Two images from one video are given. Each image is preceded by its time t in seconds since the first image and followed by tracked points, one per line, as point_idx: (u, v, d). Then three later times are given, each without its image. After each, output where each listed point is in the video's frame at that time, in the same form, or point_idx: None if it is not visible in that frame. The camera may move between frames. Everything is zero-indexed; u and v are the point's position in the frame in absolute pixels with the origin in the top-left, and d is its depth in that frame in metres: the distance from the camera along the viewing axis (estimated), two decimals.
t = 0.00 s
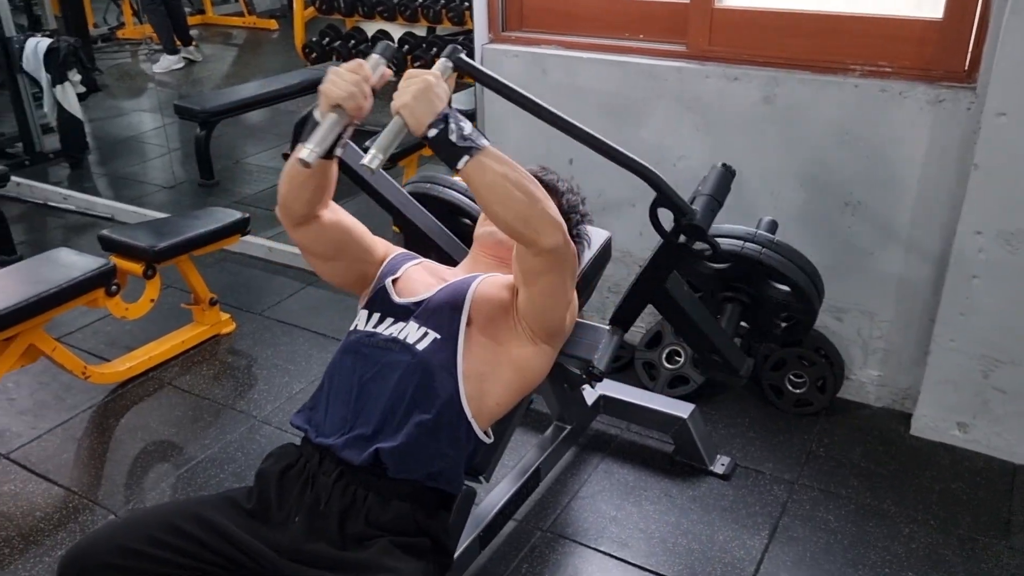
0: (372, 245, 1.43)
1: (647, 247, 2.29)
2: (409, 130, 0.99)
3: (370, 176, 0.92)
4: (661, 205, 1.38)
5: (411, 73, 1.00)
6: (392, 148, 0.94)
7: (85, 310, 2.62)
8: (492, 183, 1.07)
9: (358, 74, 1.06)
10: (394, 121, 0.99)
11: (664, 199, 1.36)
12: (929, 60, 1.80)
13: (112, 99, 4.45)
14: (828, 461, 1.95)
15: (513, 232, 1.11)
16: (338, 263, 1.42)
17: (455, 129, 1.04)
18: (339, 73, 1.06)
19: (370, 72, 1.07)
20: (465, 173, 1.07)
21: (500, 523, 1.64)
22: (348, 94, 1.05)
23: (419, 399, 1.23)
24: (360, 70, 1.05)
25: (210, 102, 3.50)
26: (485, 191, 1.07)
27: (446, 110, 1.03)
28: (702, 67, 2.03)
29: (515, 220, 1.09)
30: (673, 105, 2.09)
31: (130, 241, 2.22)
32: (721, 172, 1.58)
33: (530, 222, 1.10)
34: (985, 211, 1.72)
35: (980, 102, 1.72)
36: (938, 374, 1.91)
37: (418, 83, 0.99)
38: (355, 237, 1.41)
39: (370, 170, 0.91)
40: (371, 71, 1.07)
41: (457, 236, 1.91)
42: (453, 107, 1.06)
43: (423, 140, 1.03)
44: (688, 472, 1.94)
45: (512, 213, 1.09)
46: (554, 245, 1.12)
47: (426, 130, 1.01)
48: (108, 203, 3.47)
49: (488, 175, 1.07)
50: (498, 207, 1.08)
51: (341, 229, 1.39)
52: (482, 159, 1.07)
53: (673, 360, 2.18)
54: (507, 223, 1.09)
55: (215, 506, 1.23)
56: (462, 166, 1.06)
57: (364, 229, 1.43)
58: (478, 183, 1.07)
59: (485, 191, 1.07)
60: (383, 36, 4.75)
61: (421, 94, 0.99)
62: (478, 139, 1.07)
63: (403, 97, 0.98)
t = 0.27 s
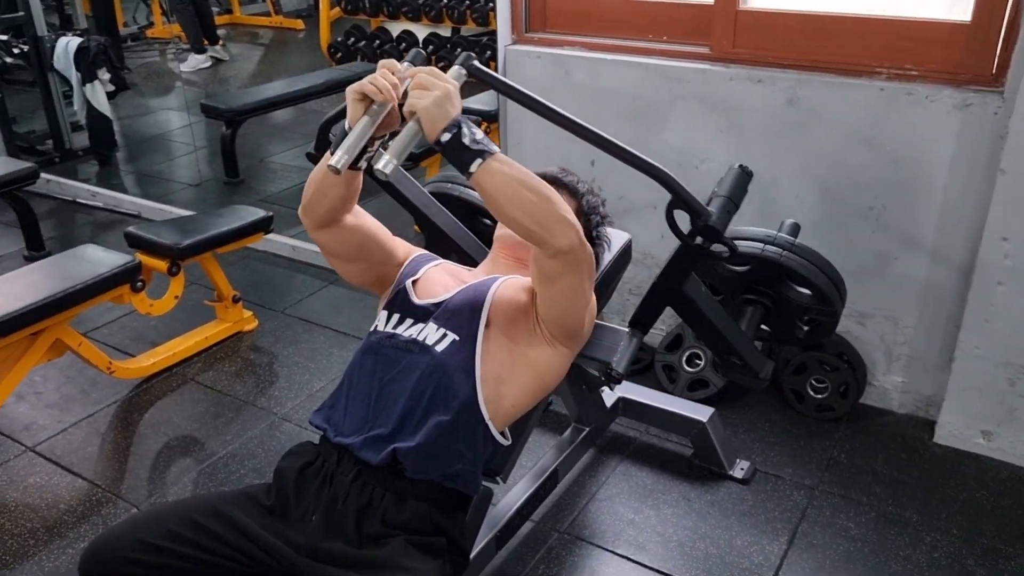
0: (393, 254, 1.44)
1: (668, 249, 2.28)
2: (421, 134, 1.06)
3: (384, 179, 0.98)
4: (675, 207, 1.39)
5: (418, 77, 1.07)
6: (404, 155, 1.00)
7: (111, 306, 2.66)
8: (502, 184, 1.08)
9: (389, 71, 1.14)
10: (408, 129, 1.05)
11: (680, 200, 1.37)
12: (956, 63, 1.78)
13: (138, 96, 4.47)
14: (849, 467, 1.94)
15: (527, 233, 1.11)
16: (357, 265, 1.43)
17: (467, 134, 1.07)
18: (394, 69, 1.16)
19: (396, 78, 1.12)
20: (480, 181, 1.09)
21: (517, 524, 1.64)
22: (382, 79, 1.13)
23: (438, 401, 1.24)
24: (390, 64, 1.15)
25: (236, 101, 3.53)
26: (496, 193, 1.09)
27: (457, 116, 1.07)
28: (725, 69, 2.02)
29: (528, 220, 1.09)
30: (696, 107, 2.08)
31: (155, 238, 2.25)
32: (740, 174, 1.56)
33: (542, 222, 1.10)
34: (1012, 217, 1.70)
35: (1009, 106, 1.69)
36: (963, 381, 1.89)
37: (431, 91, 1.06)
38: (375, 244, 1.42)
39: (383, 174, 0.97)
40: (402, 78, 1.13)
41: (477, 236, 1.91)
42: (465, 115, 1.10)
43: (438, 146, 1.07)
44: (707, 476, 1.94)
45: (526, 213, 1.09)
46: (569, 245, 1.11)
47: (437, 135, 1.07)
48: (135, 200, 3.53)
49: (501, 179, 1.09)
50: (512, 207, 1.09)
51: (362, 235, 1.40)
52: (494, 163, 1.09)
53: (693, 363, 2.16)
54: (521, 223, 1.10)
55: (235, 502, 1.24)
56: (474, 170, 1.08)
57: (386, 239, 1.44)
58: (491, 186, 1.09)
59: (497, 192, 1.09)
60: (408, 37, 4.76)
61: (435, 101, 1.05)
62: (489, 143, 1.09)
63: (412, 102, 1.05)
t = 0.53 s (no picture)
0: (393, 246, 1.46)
1: (685, 251, 2.27)
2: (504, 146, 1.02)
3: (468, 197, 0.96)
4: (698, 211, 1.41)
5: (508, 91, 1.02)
6: (487, 174, 0.97)
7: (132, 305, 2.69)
8: (585, 217, 1.07)
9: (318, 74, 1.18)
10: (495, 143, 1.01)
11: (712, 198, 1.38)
12: (977, 66, 1.76)
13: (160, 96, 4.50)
14: (865, 472, 1.92)
15: (596, 266, 1.11)
16: (360, 263, 1.45)
17: (556, 157, 1.04)
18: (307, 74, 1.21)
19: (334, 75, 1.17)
20: (560, 207, 1.07)
21: (530, 525, 1.64)
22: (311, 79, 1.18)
23: (447, 403, 1.24)
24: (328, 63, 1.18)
25: (256, 102, 3.55)
26: (576, 224, 1.08)
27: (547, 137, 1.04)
28: (743, 71, 2.01)
29: (602, 256, 1.09)
30: (713, 109, 2.07)
31: (175, 238, 2.27)
32: (807, 209, 1.65)
33: (615, 260, 1.10)
34: None
35: None
36: (982, 387, 1.87)
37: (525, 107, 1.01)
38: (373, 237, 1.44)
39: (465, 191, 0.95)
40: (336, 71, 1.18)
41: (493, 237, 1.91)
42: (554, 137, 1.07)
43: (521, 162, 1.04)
44: (721, 479, 1.93)
45: (602, 249, 1.09)
46: (633, 288, 1.12)
47: (525, 153, 1.03)
48: (156, 200, 3.59)
49: (586, 211, 1.08)
50: (590, 242, 1.09)
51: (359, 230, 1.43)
52: (580, 194, 1.07)
53: (708, 366, 2.17)
54: (593, 256, 1.10)
55: (249, 500, 1.25)
56: (557, 194, 1.06)
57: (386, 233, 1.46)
58: (574, 214, 1.07)
59: (579, 223, 1.08)
60: (428, 38, 4.77)
61: (528, 119, 1.01)
62: (576, 169, 1.07)
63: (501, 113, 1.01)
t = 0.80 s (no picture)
0: (394, 258, 1.48)
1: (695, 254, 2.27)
2: (631, 210, 0.99)
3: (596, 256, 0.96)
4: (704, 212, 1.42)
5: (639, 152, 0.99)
6: (614, 235, 0.96)
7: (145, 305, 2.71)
8: (684, 279, 1.08)
9: (309, 112, 1.29)
10: (616, 198, 0.99)
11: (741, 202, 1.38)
12: (991, 69, 1.74)
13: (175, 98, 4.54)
14: (876, 477, 1.91)
15: (674, 319, 1.12)
16: (366, 284, 1.48)
17: (673, 227, 1.03)
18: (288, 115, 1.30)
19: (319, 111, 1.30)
20: (666, 267, 1.07)
21: (538, 527, 1.64)
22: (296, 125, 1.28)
23: (450, 404, 1.25)
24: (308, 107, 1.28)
25: (270, 104, 3.56)
26: (673, 282, 1.08)
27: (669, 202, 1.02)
28: (754, 73, 2.00)
29: (690, 316, 1.11)
30: (724, 112, 2.07)
31: (187, 239, 2.28)
32: (890, 277, 1.68)
33: (693, 319, 1.12)
34: None
35: None
36: (994, 392, 1.86)
37: (656, 174, 0.97)
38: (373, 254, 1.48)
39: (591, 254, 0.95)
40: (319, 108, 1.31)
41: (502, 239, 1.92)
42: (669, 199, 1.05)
43: (639, 225, 1.02)
44: (731, 483, 1.92)
45: (690, 309, 1.10)
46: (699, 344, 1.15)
47: (646, 218, 1.01)
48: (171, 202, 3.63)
49: (688, 274, 1.08)
50: (683, 303, 1.10)
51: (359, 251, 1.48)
52: (687, 260, 1.07)
53: (718, 369, 2.15)
54: (680, 313, 1.11)
55: (256, 499, 1.26)
56: (663, 259, 1.05)
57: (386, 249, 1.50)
58: (678, 274, 1.08)
59: (682, 285, 1.08)
60: (441, 40, 4.77)
61: (660, 189, 0.98)
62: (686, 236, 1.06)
63: (631, 176, 0.97)
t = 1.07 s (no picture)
0: (402, 269, 1.53)
1: (704, 257, 2.27)
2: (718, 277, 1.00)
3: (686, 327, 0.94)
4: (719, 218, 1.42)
5: (733, 219, 1.01)
6: (706, 303, 0.96)
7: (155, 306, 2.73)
8: (735, 336, 1.08)
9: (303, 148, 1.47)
10: (708, 265, 1.00)
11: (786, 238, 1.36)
12: (1001, 72, 1.73)
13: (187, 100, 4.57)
14: (885, 482, 1.90)
15: (709, 366, 1.12)
16: (385, 299, 1.53)
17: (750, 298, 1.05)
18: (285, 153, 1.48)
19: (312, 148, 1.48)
20: (731, 329, 1.08)
21: (544, 530, 1.64)
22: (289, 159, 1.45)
23: (453, 402, 1.25)
24: (301, 145, 1.46)
25: (281, 106, 3.56)
26: (723, 336, 1.09)
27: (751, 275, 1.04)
28: (763, 76, 2.00)
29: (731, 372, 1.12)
30: (733, 115, 2.06)
31: (197, 240, 2.30)
32: (937, 338, 1.69)
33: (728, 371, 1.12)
34: None
35: None
36: (1004, 397, 1.84)
37: (749, 245, 1.00)
38: (384, 270, 1.55)
39: (686, 321, 0.93)
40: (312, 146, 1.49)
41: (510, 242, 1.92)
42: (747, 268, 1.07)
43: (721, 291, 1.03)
44: (738, 487, 1.91)
45: (732, 365, 1.11)
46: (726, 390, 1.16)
47: (731, 285, 1.02)
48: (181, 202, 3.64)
49: (744, 334, 1.09)
50: (729, 360, 1.10)
51: (372, 269, 1.56)
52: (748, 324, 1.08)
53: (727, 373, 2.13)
54: (723, 367, 1.11)
55: (259, 498, 1.27)
56: (731, 323, 1.07)
57: (397, 263, 1.55)
58: (734, 333, 1.08)
59: (734, 343, 1.09)
60: (452, 43, 4.77)
61: (750, 259, 1.00)
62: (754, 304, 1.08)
63: (725, 243, 0.99)
